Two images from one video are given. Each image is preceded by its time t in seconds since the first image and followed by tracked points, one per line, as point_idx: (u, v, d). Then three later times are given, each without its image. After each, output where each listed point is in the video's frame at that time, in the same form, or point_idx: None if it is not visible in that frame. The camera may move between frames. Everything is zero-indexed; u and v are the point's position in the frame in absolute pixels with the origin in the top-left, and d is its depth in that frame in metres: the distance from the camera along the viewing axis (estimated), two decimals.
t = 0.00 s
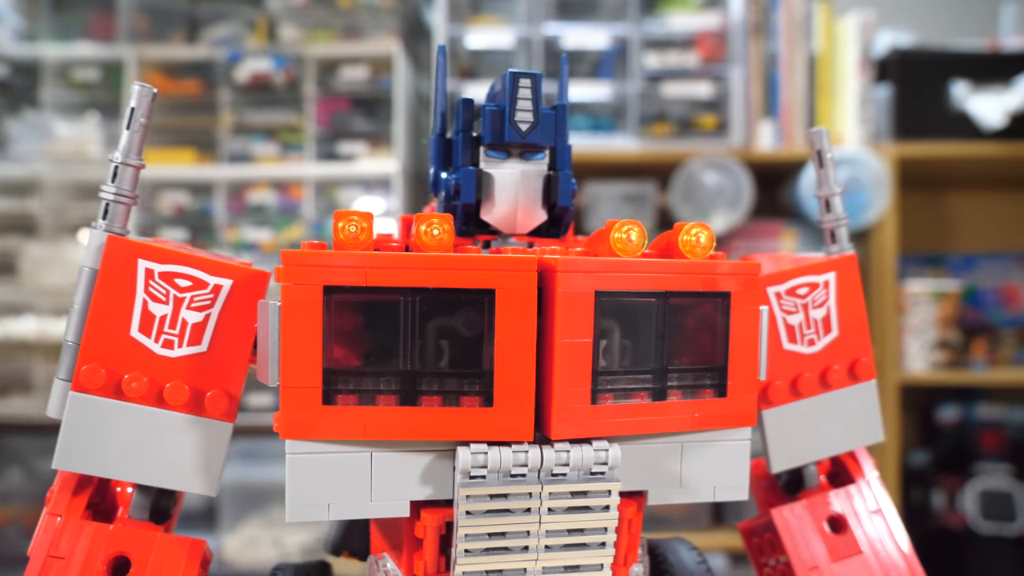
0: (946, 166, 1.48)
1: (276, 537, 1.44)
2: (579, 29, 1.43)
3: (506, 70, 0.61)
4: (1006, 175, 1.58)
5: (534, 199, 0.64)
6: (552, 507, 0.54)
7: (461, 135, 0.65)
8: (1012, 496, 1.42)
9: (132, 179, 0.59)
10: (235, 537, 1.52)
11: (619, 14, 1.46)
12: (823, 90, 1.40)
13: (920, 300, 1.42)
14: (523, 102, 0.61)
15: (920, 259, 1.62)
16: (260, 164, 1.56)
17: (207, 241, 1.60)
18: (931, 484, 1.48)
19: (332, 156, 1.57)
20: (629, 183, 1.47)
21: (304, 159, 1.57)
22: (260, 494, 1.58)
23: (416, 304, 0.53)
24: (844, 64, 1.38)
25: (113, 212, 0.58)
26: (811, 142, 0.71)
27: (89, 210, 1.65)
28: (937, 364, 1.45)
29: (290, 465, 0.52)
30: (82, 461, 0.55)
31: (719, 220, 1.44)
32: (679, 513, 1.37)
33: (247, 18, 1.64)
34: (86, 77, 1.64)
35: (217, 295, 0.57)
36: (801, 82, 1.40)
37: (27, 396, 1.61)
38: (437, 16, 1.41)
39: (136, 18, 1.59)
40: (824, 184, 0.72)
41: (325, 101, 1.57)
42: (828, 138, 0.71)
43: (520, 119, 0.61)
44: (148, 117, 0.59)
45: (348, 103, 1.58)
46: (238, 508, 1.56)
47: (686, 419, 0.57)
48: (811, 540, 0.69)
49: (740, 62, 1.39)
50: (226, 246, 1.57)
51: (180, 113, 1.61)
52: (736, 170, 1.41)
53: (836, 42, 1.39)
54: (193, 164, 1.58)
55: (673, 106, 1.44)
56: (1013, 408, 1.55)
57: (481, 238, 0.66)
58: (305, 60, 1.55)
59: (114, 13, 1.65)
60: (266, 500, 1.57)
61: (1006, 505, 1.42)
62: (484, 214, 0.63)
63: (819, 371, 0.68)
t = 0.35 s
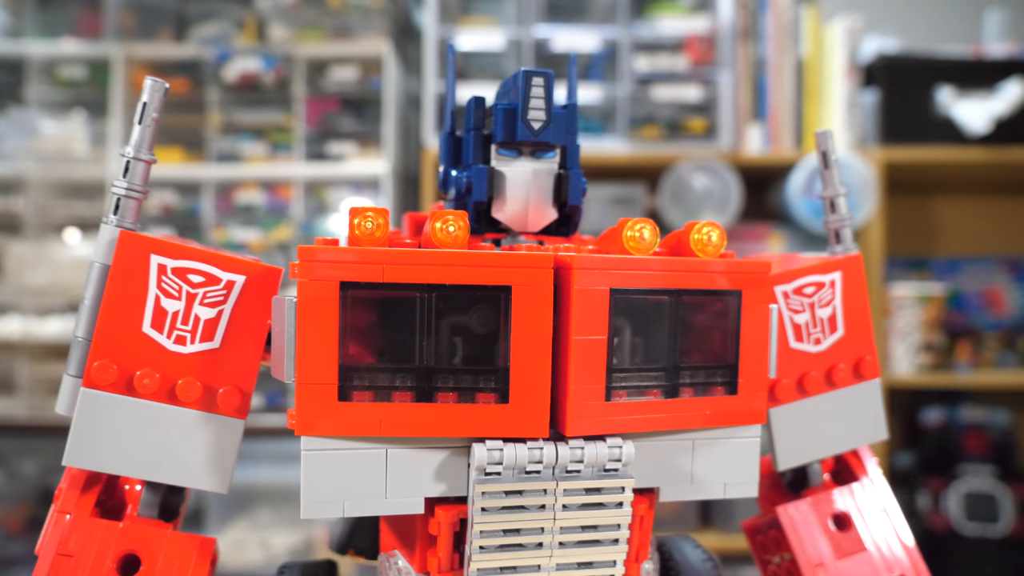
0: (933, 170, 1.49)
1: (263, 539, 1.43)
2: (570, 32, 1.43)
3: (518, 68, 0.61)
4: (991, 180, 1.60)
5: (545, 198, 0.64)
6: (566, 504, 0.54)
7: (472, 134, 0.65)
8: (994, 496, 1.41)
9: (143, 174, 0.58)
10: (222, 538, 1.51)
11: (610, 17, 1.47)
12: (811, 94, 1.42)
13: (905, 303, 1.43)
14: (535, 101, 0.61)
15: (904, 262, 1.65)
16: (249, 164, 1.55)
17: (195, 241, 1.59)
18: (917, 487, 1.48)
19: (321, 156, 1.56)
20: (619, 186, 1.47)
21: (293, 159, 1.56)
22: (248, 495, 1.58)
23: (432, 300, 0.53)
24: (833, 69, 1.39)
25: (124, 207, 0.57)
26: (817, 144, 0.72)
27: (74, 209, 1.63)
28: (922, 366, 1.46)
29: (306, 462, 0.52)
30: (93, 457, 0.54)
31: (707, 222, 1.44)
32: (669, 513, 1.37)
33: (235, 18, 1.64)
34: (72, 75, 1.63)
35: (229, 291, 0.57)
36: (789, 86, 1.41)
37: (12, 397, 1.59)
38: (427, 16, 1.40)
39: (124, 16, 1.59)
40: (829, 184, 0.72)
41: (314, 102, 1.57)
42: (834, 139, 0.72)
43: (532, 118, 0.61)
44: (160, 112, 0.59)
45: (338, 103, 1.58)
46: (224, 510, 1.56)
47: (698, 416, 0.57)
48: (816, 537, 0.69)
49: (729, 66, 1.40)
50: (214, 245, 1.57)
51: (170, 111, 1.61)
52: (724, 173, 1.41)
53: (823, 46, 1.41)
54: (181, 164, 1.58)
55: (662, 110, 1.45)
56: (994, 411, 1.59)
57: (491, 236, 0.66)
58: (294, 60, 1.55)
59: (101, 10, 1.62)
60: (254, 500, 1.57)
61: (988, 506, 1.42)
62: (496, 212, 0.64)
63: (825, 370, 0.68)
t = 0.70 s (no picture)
0: (921, 181, 1.50)
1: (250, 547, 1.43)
2: (562, 37, 1.43)
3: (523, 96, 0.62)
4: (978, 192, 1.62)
5: (547, 225, 0.65)
6: (566, 535, 0.54)
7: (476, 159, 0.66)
8: (981, 506, 1.44)
9: (146, 198, 0.58)
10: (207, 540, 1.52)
11: (602, 23, 1.47)
12: (802, 102, 1.43)
13: (893, 313, 1.45)
14: (540, 128, 0.62)
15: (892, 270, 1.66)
16: (239, 165, 1.54)
17: (184, 240, 1.59)
18: (902, 496, 1.48)
19: (312, 158, 1.55)
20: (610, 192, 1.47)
21: (283, 160, 1.55)
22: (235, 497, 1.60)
23: (436, 331, 0.53)
24: (825, 79, 1.41)
25: (127, 231, 0.57)
26: (819, 172, 0.72)
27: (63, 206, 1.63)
28: (907, 377, 1.46)
29: (307, 491, 0.52)
30: (93, 482, 0.54)
31: (696, 230, 1.44)
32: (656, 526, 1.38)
33: (227, 16, 1.58)
34: (62, 72, 1.61)
35: (232, 317, 0.57)
36: (781, 95, 1.42)
37: None
38: (420, 19, 1.40)
39: (115, 14, 1.58)
40: (830, 215, 0.73)
41: (306, 102, 1.56)
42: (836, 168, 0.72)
43: (537, 146, 0.62)
44: (164, 135, 0.59)
45: (329, 104, 1.56)
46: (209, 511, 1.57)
47: (698, 448, 0.58)
48: (810, 563, 0.69)
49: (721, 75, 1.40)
50: (203, 246, 1.57)
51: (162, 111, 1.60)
52: (714, 181, 1.40)
53: (816, 56, 1.44)
54: (172, 164, 1.57)
55: (652, 116, 1.45)
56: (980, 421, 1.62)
57: (493, 261, 0.66)
58: (286, 60, 1.55)
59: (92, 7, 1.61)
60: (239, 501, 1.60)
61: (973, 517, 1.44)
62: (498, 239, 0.64)
63: (822, 400, 0.69)
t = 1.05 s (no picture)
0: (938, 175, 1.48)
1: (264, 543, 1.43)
2: (574, 32, 1.42)
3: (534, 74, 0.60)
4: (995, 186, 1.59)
5: (559, 206, 0.64)
6: (579, 518, 0.53)
7: (486, 140, 0.65)
8: (997, 503, 1.43)
9: (154, 179, 0.58)
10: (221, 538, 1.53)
11: (615, 17, 1.46)
12: (816, 96, 1.42)
13: (909, 308, 1.42)
14: (551, 108, 0.61)
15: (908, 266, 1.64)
16: (251, 163, 1.54)
17: (197, 239, 1.59)
18: (918, 492, 1.48)
19: (325, 155, 1.55)
20: (622, 188, 1.46)
21: (296, 158, 1.55)
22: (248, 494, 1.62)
23: (446, 311, 0.52)
24: (838, 72, 1.39)
25: (134, 213, 0.57)
26: (835, 153, 0.71)
27: (77, 207, 1.63)
28: (924, 371, 1.45)
29: (316, 473, 0.51)
30: (101, 466, 0.54)
31: (708, 225, 1.44)
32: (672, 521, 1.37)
33: (239, 15, 1.60)
34: (75, 72, 1.62)
35: (240, 299, 0.56)
36: (794, 88, 1.41)
37: (13, 393, 1.59)
38: (431, 16, 1.40)
39: (128, 14, 1.58)
40: (847, 195, 0.71)
41: (317, 100, 1.56)
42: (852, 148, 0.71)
43: (548, 126, 0.61)
44: (171, 117, 0.58)
45: (341, 102, 1.57)
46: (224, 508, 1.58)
47: (713, 430, 0.57)
48: (828, 551, 0.68)
49: (734, 69, 1.39)
50: (216, 245, 1.57)
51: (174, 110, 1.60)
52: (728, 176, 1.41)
53: (830, 50, 1.41)
54: (184, 162, 1.57)
55: (666, 111, 1.43)
56: (997, 416, 1.57)
57: (504, 244, 0.65)
58: (298, 59, 1.54)
59: (104, 7, 1.61)
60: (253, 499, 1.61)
61: (990, 513, 1.44)
62: (509, 221, 0.63)
63: (839, 383, 0.68)
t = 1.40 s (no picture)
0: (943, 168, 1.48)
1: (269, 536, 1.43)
2: (578, 26, 1.42)
3: (540, 48, 0.60)
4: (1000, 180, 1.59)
5: (565, 181, 0.64)
6: (585, 487, 0.53)
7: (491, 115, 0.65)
8: (1003, 497, 1.42)
9: (160, 152, 0.58)
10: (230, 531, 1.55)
11: (619, 11, 1.46)
12: (821, 90, 1.40)
13: (915, 302, 1.44)
14: (556, 81, 0.60)
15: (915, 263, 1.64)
16: (257, 158, 1.55)
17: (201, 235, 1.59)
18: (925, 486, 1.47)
19: (329, 151, 1.56)
20: (626, 183, 1.46)
21: (300, 153, 1.55)
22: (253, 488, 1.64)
23: (452, 280, 0.52)
24: (842, 66, 1.38)
25: (141, 184, 0.57)
26: (840, 130, 0.71)
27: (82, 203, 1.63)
28: (928, 366, 1.45)
29: (323, 442, 0.51)
30: (108, 436, 0.54)
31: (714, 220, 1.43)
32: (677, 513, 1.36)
33: (243, 10, 1.59)
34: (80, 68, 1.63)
35: (246, 271, 0.56)
36: (799, 88, 1.39)
37: (18, 388, 1.59)
38: (435, 11, 1.40)
39: (132, 10, 1.58)
40: (852, 171, 0.71)
41: (322, 95, 1.56)
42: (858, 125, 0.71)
43: (554, 99, 0.61)
44: (177, 90, 0.58)
45: (346, 97, 1.57)
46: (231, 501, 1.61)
47: (719, 401, 0.57)
48: (835, 530, 0.68)
49: (739, 62, 1.39)
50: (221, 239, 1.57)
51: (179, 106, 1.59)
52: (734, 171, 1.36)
53: (836, 43, 1.39)
54: (189, 157, 1.57)
55: (672, 106, 1.45)
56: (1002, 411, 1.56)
57: (510, 219, 0.65)
58: (302, 54, 1.55)
59: (109, 3, 1.61)
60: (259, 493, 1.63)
61: (996, 508, 1.43)
62: (515, 194, 0.63)
63: (845, 358, 0.67)
